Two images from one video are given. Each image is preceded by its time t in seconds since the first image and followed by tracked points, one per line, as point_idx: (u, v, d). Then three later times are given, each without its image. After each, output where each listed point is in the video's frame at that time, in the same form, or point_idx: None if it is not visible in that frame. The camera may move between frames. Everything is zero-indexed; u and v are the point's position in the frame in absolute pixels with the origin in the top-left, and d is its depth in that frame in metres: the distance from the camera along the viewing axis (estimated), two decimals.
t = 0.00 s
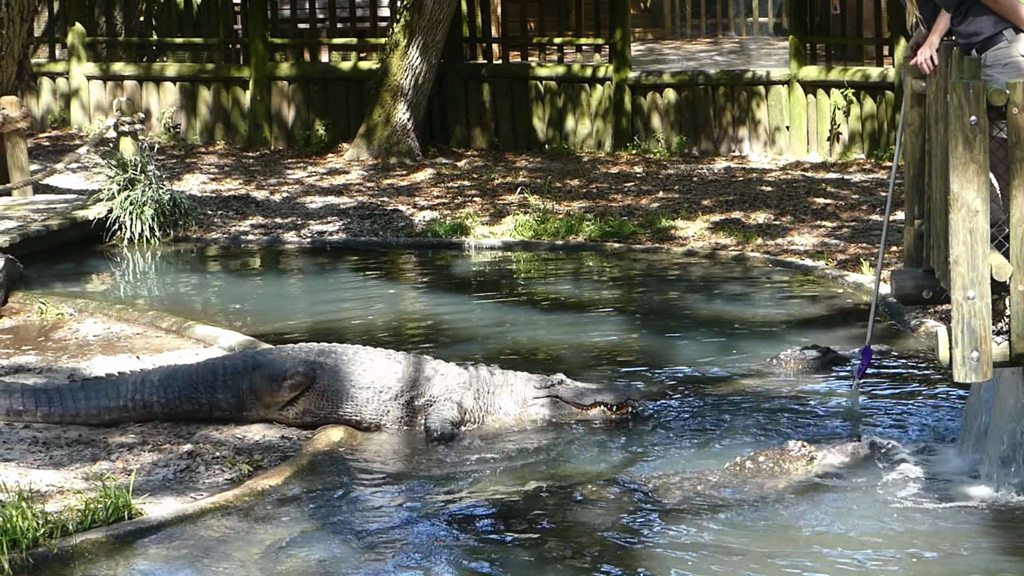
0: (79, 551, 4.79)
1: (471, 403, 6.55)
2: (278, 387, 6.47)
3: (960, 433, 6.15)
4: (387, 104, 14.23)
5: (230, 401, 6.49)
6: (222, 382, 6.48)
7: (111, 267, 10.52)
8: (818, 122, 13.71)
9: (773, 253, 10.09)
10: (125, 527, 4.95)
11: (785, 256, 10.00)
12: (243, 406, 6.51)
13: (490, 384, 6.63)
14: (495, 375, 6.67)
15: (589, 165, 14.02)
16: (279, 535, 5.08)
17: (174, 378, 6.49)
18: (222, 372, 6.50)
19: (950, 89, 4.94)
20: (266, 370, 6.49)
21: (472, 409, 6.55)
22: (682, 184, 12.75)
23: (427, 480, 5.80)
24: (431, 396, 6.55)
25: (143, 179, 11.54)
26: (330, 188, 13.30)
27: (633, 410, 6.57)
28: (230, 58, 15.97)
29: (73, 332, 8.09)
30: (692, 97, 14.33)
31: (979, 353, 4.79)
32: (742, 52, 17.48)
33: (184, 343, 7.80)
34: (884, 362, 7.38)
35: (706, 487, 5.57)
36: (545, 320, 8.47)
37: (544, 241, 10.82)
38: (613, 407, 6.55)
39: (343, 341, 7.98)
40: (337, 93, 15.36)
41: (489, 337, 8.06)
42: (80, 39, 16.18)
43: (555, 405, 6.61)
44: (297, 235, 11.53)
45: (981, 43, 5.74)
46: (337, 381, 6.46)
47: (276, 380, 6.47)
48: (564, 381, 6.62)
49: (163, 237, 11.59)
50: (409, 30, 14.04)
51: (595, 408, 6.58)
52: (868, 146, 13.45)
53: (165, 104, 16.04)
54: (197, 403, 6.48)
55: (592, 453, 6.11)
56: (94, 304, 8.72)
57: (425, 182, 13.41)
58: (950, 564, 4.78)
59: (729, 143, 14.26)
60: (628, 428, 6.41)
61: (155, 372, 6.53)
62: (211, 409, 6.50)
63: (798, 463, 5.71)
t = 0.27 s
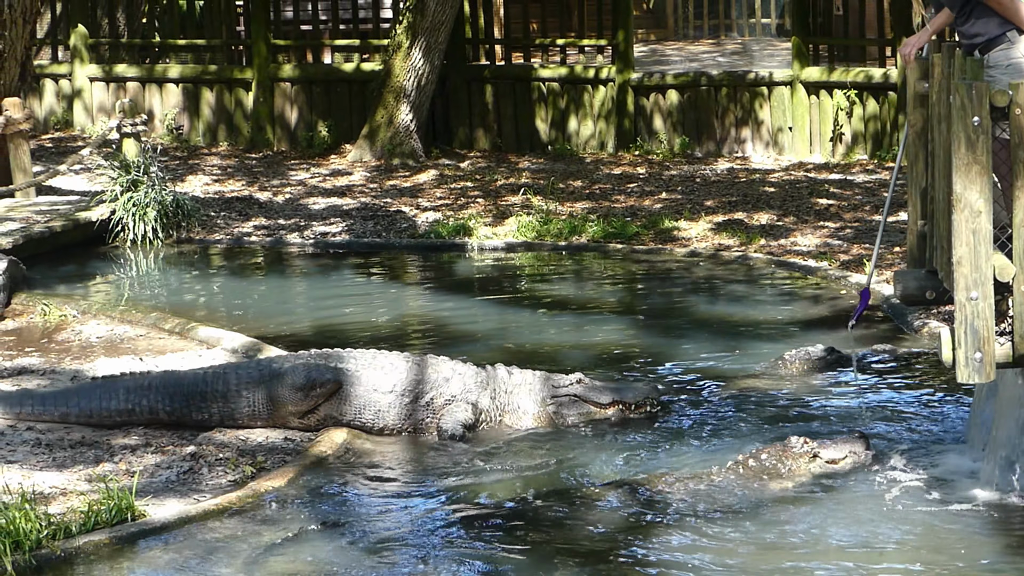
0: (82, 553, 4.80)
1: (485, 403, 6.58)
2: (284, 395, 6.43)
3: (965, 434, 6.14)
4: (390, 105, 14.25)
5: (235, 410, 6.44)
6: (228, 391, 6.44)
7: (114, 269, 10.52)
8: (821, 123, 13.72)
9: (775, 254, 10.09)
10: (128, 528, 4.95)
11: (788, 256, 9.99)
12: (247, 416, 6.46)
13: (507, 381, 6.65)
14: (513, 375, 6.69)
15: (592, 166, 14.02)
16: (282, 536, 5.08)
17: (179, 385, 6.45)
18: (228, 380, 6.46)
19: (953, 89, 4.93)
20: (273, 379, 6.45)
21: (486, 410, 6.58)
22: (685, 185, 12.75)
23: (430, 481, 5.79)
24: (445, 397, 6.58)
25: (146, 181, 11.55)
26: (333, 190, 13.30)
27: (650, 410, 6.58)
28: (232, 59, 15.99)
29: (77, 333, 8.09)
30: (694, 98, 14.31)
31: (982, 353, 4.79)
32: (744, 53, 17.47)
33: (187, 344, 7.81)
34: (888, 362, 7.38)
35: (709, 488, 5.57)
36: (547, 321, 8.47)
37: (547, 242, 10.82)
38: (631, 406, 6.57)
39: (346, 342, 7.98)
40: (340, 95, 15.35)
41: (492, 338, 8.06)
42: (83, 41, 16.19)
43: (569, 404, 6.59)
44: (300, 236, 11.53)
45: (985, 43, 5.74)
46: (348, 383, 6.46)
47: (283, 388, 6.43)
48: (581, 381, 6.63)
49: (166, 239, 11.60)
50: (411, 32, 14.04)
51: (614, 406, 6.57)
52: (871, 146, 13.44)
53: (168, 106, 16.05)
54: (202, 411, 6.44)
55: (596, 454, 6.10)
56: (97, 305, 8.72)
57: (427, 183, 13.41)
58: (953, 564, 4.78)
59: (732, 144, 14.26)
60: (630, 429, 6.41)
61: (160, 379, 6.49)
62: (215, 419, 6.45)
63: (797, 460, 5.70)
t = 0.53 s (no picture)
0: (85, 554, 4.80)
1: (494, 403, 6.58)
2: (287, 398, 6.42)
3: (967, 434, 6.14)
4: (391, 106, 14.26)
5: (237, 415, 6.42)
6: (229, 395, 6.42)
7: (116, 270, 10.53)
8: (823, 124, 13.71)
9: (777, 255, 10.08)
10: (130, 529, 4.95)
11: (789, 257, 9.99)
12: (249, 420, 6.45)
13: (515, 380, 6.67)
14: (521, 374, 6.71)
15: (593, 167, 14.02)
16: (284, 537, 5.08)
17: (180, 390, 6.43)
18: (229, 385, 6.44)
19: (954, 90, 4.93)
20: (275, 383, 6.44)
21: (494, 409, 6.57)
22: (686, 186, 12.74)
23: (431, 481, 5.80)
24: (453, 396, 6.59)
25: (148, 182, 11.55)
26: (334, 191, 13.30)
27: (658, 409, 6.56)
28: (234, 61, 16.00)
29: (79, 335, 8.09)
30: (696, 99, 14.30)
31: (984, 354, 4.79)
32: (746, 54, 17.46)
33: (189, 345, 7.81)
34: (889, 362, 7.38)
35: (711, 488, 5.56)
36: (549, 321, 8.47)
37: (549, 243, 10.82)
38: (641, 405, 6.55)
39: (348, 343, 7.99)
40: (342, 96, 15.35)
41: (494, 338, 8.06)
42: (85, 42, 16.18)
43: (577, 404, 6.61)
44: (302, 237, 11.53)
45: (988, 44, 5.74)
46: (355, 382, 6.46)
47: (285, 392, 6.42)
48: (590, 381, 6.63)
49: (167, 240, 11.60)
50: (413, 33, 14.04)
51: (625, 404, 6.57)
52: (873, 147, 13.44)
53: (170, 107, 16.05)
54: (203, 416, 6.41)
55: (597, 455, 6.11)
56: (99, 307, 8.72)
57: (429, 184, 13.41)
58: (955, 564, 4.78)
59: (734, 145, 14.25)
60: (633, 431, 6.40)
61: (160, 383, 6.46)
62: (219, 422, 6.43)
63: (802, 458, 5.72)
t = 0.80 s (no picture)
0: (86, 555, 4.80)
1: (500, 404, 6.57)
2: (287, 402, 6.41)
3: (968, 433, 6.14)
4: (392, 106, 14.26)
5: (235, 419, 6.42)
6: (227, 399, 6.42)
7: (117, 270, 10.53)
8: (824, 123, 13.63)
9: (778, 255, 10.08)
10: (131, 530, 4.95)
11: (791, 257, 9.99)
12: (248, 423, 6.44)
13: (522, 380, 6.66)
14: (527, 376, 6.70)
15: (595, 167, 14.01)
16: (285, 538, 5.07)
17: (178, 395, 6.42)
18: (227, 389, 6.43)
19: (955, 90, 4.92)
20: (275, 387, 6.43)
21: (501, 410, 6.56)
22: (687, 186, 12.74)
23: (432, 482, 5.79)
24: (462, 398, 6.57)
25: (149, 182, 11.55)
26: (336, 191, 13.31)
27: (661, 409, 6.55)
28: (235, 61, 16.00)
29: (80, 335, 8.09)
30: (697, 100, 14.29)
31: (985, 354, 4.79)
32: (747, 53, 17.45)
33: (190, 346, 7.81)
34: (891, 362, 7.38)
35: (713, 488, 5.56)
36: (551, 322, 8.46)
37: (550, 243, 10.82)
38: (651, 404, 6.57)
39: (349, 343, 7.99)
40: (343, 96, 15.34)
41: (495, 339, 8.06)
42: (86, 42, 16.18)
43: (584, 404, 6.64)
44: (303, 237, 11.53)
45: (990, 44, 5.74)
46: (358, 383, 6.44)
47: (285, 396, 6.42)
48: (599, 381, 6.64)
49: (169, 241, 11.60)
50: (414, 33, 14.03)
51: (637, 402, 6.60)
52: (874, 147, 13.44)
53: (171, 107, 16.05)
54: (202, 420, 6.41)
55: (598, 455, 6.11)
56: (100, 307, 8.72)
57: (431, 184, 13.41)
58: (957, 563, 4.78)
59: (735, 144, 14.25)
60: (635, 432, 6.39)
61: (159, 387, 6.46)
62: (223, 423, 6.43)
63: (807, 462, 5.72)
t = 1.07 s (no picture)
0: (87, 554, 4.80)
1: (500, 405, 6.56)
2: (288, 400, 6.44)
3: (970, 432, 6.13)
4: (393, 106, 14.26)
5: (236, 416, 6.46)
6: (228, 396, 6.47)
7: (118, 270, 10.53)
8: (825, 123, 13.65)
9: (779, 254, 10.07)
10: (132, 529, 4.95)
11: (792, 256, 9.99)
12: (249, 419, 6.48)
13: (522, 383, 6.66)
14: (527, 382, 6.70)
15: (595, 166, 14.01)
16: (285, 538, 5.08)
17: (180, 392, 6.50)
18: (228, 386, 6.48)
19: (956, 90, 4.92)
20: (276, 385, 6.47)
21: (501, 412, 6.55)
22: (688, 186, 12.74)
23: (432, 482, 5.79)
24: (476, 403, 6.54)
25: (150, 181, 11.55)
26: (336, 190, 13.31)
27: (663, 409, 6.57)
28: (236, 60, 16.00)
29: (80, 334, 8.09)
30: (698, 99, 14.31)
31: (986, 353, 4.78)
32: (748, 53, 17.43)
33: (190, 345, 7.81)
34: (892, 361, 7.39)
35: (714, 487, 5.55)
36: (551, 321, 8.46)
37: (551, 242, 10.82)
38: (660, 404, 6.58)
39: (350, 342, 7.99)
40: (343, 95, 15.34)
41: (496, 338, 8.06)
42: (87, 42, 16.19)
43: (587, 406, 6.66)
44: (304, 237, 11.53)
45: (990, 43, 5.74)
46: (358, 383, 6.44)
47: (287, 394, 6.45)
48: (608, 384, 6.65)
49: (169, 240, 11.60)
50: (415, 32, 14.03)
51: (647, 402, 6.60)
52: (875, 147, 13.44)
53: (172, 107, 16.05)
54: (203, 415, 6.47)
55: (599, 455, 6.11)
56: (100, 306, 8.72)
57: (431, 184, 13.41)
58: (956, 563, 4.78)
59: (736, 144, 14.24)
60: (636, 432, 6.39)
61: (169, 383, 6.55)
62: (227, 419, 6.47)
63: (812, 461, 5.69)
